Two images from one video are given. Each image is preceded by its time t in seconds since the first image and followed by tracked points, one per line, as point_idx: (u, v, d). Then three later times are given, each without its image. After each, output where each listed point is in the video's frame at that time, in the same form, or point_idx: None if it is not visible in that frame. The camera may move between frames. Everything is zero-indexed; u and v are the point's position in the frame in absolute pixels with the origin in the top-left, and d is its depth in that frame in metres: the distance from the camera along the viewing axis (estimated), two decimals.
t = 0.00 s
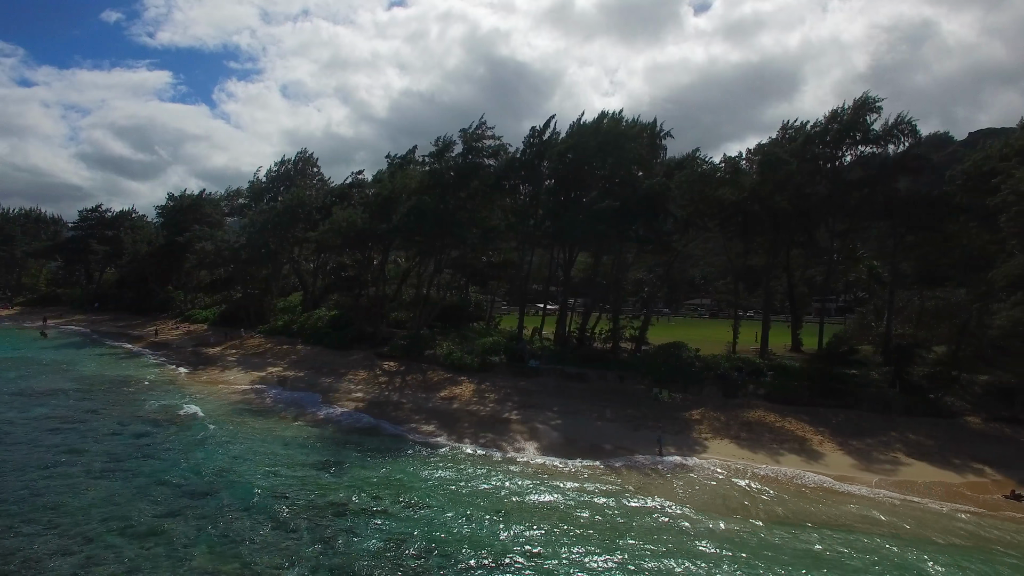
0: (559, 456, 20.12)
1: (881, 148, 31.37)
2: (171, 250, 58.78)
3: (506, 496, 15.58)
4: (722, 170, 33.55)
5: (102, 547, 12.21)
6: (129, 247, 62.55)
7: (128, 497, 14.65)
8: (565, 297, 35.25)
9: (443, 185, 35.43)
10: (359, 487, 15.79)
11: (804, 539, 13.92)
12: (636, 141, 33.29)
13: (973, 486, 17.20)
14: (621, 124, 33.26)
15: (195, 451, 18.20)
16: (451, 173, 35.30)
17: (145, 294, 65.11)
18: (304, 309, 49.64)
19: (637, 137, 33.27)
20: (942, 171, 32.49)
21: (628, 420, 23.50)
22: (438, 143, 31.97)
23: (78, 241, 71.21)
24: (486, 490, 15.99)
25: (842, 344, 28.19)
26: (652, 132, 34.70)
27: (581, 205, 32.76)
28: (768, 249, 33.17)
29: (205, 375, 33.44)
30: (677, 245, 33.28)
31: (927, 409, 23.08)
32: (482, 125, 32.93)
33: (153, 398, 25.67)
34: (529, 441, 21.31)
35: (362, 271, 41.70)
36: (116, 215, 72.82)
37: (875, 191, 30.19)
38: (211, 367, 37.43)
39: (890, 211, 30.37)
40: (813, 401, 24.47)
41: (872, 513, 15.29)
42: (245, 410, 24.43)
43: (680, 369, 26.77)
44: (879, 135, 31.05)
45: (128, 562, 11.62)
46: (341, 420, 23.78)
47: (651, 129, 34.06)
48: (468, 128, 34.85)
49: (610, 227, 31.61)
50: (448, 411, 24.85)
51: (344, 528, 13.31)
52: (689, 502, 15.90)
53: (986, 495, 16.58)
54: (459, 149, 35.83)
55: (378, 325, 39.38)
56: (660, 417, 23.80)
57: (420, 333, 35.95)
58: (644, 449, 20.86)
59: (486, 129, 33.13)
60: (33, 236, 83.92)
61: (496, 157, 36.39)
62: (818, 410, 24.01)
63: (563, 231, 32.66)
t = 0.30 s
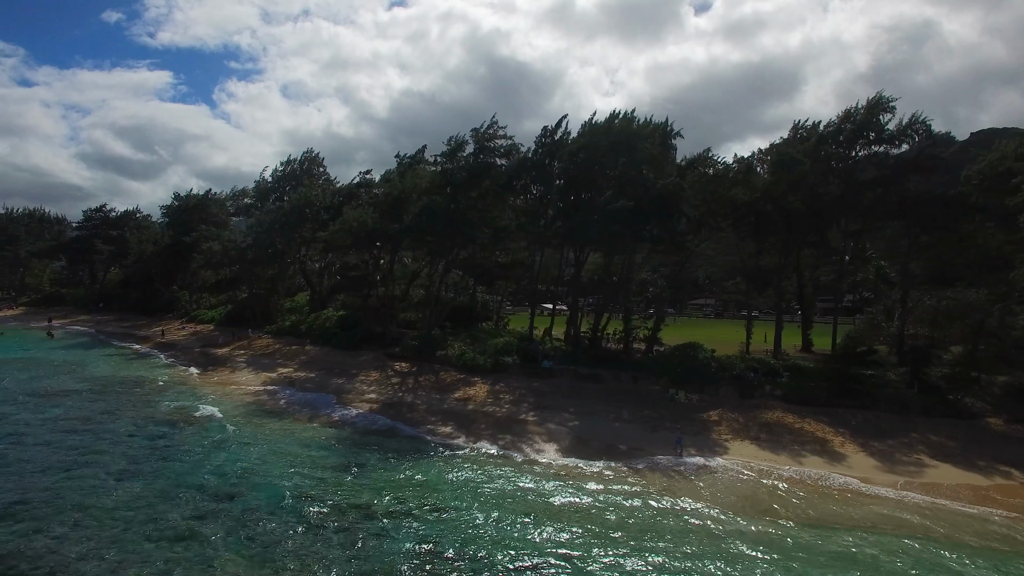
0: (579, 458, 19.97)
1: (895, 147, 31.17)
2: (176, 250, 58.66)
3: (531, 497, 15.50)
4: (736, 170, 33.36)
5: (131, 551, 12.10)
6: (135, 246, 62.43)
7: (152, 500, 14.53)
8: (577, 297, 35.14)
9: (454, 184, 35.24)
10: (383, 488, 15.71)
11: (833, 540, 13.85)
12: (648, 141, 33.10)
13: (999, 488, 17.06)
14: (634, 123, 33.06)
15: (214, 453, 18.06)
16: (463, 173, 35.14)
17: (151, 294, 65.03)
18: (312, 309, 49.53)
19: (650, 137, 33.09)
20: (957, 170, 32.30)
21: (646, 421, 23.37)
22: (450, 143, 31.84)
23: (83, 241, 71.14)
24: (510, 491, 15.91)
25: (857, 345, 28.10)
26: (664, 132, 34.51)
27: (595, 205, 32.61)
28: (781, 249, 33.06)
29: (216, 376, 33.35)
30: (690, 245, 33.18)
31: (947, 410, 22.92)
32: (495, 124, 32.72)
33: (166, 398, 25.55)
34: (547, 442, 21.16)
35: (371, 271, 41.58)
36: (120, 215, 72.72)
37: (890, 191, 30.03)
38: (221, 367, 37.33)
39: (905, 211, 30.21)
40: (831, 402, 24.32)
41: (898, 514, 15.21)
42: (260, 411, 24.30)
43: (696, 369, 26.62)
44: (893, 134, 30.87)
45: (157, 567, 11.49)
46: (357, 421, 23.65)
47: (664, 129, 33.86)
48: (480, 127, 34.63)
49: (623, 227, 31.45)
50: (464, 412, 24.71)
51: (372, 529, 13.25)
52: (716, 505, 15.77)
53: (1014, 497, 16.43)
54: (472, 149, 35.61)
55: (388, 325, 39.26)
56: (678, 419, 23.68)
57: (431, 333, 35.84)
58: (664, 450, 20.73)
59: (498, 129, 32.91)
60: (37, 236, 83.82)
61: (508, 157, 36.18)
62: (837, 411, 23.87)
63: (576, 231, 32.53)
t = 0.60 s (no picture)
0: (604, 459, 19.86)
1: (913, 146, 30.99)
2: (185, 250, 58.60)
3: (562, 500, 15.41)
4: (752, 170, 33.21)
5: (171, 557, 11.97)
6: (143, 247, 62.39)
7: (184, 505, 14.39)
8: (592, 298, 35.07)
9: (469, 185, 35.12)
10: (416, 489, 15.64)
11: (873, 545, 13.77)
12: (664, 140, 32.98)
13: None
14: (650, 123, 32.88)
15: (240, 455, 17.97)
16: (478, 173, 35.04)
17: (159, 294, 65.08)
18: (322, 309, 49.44)
19: (665, 137, 32.94)
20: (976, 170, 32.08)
21: (668, 423, 23.27)
22: (466, 143, 31.72)
23: (90, 241, 71.10)
24: (543, 493, 15.84)
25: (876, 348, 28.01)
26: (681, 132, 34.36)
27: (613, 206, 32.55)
28: (798, 250, 32.93)
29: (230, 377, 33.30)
30: (707, 246, 33.08)
31: (972, 412, 22.75)
32: (510, 125, 32.56)
33: (184, 400, 25.47)
34: (572, 444, 21.03)
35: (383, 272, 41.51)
36: (127, 215, 72.66)
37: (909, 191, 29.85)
38: (234, 368, 37.25)
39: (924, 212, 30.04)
40: (853, 404, 24.23)
41: (935, 517, 15.13)
42: (279, 413, 24.21)
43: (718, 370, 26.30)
44: (911, 134, 30.71)
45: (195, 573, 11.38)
46: (377, 421, 23.54)
47: (680, 129, 33.70)
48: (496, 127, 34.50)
49: (639, 228, 31.35)
50: (484, 413, 24.60)
51: (412, 532, 13.18)
52: (749, 509, 15.65)
53: None
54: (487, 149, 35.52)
55: (401, 326, 39.19)
56: (700, 420, 23.61)
57: (445, 334, 35.74)
58: (690, 452, 20.56)
59: (513, 129, 32.76)
60: (43, 236, 83.73)
61: (523, 157, 36.04)
62: (859, 413, 23.75)
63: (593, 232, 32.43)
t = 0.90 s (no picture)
0: (626, 460, 19.72)
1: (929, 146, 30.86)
2: (191, 249, 58.47)
3: (588, 502, 15.33)
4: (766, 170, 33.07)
5: (208, 561, 11.88)
6: (149, 246, 62.25)
7: (213, 508, 14.27)
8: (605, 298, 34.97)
9: (481, 184, 35.00)
10: (445, 490, 15.64)
11: (907, 544, 13.82)
12: (677, 140, 32.84)
13: None
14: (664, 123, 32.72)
15: (261, 457, 17.84)
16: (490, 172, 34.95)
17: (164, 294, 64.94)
18: (330, 310, 49.33)
19: (679, 136, 32.80)
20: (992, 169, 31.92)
21: (687, 424, 23.15)
22: (479, 142, 31.59)
23: (96, 241, 70.98)
24: (570, 494, 15.82)
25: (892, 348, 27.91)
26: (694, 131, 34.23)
27: (627, 206, 32.48)
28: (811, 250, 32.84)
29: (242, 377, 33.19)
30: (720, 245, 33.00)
31: (993, 413, 22.61)
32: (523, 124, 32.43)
33: (199, 400, 25.33)
34: (592, 445, 20.88)
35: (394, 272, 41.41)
36: (132, 215, 72.53)
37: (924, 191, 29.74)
38: (244, 368, 37.12)
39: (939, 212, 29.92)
40: (872, 405, 24.09)
41: (966, 518, 15.15)
42: (295, 414, 24.08)
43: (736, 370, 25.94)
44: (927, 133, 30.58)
45: None
46: (395, 422, 23.41)
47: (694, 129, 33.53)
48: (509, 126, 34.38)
49: (653, 228, 31.26)
50: (501, 414, 24.45)
51: (449, 534, 13.18)
52: (778, 511, 15.53)
53: None
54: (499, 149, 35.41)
55: (411, 326, 39.09)
56: (719, 420, 23.48)
57: (457, 334, 35.61)
58: (712, 453, 20.40)
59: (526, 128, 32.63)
60: (47, 237, 83.54)
61: (535, 156, 35.91)
62: (879, 414, 23.62)
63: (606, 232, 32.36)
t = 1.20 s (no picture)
0: (653, 461, 19.55)
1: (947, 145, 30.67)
2: (199, 249, 58.31)
3: (621, 502, 15.31)
4: (783, 169, 32.94)
5: (256, 561, 11.83)
6: (156, 246, 62.09)
7: (251, 509, 14.21)
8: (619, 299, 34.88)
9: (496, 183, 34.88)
10: (483, 490, 15.63)
11: (949, 545, 13.80)
12: (693, 139, 32.65)
13: None
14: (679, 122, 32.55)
15: (288, 459, 17.72)
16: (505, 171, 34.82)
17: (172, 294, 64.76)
18: (340, 310, 49.22)
19: (695, 135, 32.60)
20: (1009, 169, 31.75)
21: (711, 425, 22.98)
22: (496, 141, 31.48)
23: (102, 241, 70.82)
24: (601, 495, 15.77)
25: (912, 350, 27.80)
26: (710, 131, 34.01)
27: (644, 206, 32.35)
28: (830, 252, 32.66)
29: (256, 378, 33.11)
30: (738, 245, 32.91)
31: (1018, 414, 22.50)
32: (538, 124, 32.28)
33: (217, 401, 25.18)
34: (616, 446, 20.71)
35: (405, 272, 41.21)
36: (138, 215, 72.38)
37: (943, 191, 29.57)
38: (257, 369, 36.98)
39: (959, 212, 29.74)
40: (897, 406, 23.95)
41: (1006, 518, 15.12)
42: (314, 415, 23.93)
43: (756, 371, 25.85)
44: (945, 132, 30.42)
45: None
46: (415, 423, 23.25)
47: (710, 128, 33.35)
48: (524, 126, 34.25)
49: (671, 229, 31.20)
50: (522, 415, 24.29)
51: (495, 534, 13.19)
52: (812, 513, 15.43)
53: None
54: (515, 148, 35.26)
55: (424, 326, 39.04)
56: (741, 421, 23.31)
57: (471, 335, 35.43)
58: (738, 454, 20.19)
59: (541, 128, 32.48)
60: (52, 237, 83.38)
61: (550, 156, 35.76)
62: (902, 415, 23.44)
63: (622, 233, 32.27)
